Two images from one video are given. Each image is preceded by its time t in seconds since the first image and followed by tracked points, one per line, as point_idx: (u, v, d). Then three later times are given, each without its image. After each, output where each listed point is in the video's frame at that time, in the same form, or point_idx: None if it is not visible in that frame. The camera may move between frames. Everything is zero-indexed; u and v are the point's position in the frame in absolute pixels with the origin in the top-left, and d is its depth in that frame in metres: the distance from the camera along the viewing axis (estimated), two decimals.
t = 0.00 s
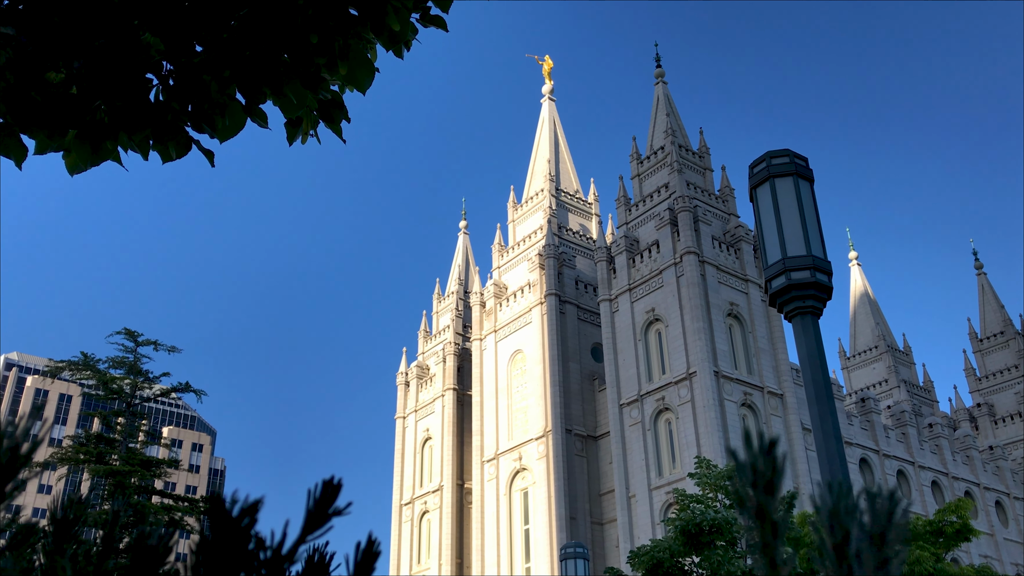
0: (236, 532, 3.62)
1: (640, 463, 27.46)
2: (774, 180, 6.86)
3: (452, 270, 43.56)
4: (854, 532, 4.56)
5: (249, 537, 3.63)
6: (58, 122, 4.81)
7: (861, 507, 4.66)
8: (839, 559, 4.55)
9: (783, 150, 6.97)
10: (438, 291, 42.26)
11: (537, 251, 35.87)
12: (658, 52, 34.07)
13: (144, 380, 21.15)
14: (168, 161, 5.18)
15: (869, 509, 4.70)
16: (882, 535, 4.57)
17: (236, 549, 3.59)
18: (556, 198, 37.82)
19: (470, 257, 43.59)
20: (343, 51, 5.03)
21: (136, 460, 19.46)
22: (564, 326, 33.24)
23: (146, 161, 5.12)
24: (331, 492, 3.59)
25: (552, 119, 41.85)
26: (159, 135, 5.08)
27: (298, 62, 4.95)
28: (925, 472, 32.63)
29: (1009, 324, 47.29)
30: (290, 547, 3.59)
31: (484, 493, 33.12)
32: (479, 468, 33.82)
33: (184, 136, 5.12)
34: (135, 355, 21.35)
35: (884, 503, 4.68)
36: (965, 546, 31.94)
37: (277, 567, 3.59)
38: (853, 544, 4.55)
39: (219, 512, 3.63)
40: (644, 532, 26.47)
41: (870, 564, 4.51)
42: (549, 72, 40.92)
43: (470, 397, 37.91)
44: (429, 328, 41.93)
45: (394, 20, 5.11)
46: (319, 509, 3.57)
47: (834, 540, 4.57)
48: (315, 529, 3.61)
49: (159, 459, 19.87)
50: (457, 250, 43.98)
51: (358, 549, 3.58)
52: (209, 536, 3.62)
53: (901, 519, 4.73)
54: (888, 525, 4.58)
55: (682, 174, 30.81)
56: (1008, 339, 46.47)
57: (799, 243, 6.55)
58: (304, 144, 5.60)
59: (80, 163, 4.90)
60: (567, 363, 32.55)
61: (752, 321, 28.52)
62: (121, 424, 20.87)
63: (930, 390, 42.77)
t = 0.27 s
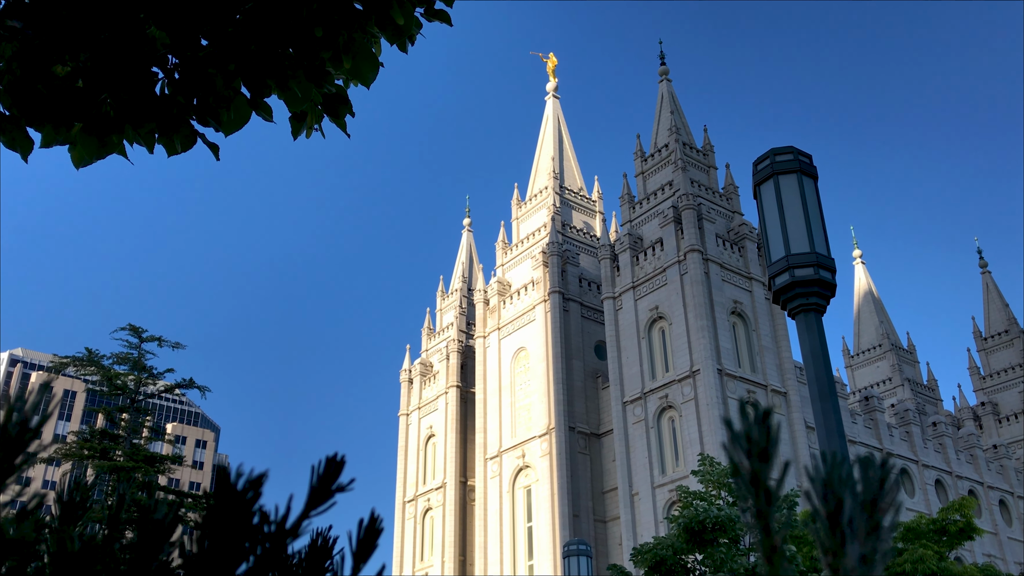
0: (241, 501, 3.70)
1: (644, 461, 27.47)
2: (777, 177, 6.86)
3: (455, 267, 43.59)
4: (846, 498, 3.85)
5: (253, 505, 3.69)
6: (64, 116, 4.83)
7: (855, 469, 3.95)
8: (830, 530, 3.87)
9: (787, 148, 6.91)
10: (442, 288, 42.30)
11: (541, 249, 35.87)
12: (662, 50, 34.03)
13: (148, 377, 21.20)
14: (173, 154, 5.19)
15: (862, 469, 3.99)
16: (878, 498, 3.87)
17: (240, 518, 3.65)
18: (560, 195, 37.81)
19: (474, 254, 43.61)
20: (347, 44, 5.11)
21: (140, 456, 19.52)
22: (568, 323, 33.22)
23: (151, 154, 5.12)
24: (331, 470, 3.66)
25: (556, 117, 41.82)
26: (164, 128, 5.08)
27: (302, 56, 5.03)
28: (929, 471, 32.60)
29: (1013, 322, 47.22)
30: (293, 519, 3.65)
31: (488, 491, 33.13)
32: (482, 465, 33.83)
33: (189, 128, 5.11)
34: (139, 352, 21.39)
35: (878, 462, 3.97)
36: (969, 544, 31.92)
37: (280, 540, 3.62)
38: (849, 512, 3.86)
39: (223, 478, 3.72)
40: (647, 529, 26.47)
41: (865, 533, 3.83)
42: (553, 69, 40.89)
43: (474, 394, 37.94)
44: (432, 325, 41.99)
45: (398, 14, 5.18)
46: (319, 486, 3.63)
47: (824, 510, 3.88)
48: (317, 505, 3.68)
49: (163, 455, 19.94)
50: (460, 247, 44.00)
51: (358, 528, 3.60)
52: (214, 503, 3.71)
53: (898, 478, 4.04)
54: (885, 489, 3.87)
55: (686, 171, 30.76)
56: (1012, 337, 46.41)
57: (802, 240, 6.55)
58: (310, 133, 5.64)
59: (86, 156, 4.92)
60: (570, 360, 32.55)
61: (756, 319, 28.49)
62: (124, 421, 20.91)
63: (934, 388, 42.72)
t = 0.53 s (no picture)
0: (252, 481, 3.07)
1: (646, 459, 27.46)
2: (780, 174, 6.90)
3: (458, 266, 43.64)
4: (844, 469, 3.37)
5: (265, 485, 3.10)
6: (69, 110, 4.86)
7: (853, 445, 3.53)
8: (828, 503, 3.34)
9: (790, 146, 6.96)
10: (444, 286, 42.35)
11: (544, 247, 35.88)
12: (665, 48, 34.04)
13: (151, 373, 21.23)
14: (178, 148, 5.21)
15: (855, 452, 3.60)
16: (875, 473, 3.46)
17: (250, 500, 3.06)
18: (562, 194, 37.82)
19: (477, 252, 43.66)
20: (352, 39, 5.09)
21: (142, 452, 19.53)
22: (570, 321, 33.25)
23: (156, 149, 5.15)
24: (342, 449, 3.10)
25: (559, 115, 41.84)
26: (169, 122, 5.08)
27: (307, 49, 5.00)
28: (931, 470, 32.59)
29: (1016, 322, 47.19)
30: (302, 499, 3.11)
31: (490, 489, 33.14)
32: (484, 463, 33.88)
33: (193, 123, 5.13)
34: (142, 348, 21.42)
35: (873, 441, 3.58)
36: (972, 544, 31.88)
37: (288, 522, 3.09)
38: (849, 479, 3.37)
39: (234, 460, 3.08)
40: (650, 528, 26.45)
41: (863, 506, 3.32)
42: (557, 68, 40.92)
43: (476, 392, 37.96)
44: (435, 323, 42.05)
45: (403, 9, 5.08)
46: (327, 466, 3.08)
47: (822, 481, 3.37)
48: (325, 485, 3.14)
49: (165, 451, 19.96)
50: (463, 245, 44.05)
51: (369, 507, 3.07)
52: (225, 486, 3.06)
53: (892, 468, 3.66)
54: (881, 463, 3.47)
55: (689, 170, 30.76)
56: (1015, 337, 46.37)
57: (805, 238, 6.54)
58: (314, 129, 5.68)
59: (90, 150, 4.93)
60: (573, 359, 32.56)
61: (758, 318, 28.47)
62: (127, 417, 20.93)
63: (937, 388, 42.70)
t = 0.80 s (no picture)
0: (261, 458, 2.90)
1: (647, 458, 27.47)
2: (782, 173, 6.89)
3: (460, 264, 43.68)
4: (845, 438, 3.00)
5: (273, 460, 2.93)
6: (74, 105, 4.85)
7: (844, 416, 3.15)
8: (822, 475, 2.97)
9: (792, 144, 6.99)
10: (446, 285, 42.40)
11: (545, 245, 35.86)
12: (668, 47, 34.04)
13: (153, 370, 21.28)
14: (181, 143, 5.20)
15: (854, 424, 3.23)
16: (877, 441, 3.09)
17: (258, 477, 2.88)
18: (564, 192, 37.81)
19: (479, 251, 43.70)
20: (355, 34, 5.02)
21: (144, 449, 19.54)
22: (572, 320, 33.25)
23: (160, 143, 5.13)
24: (351, 426, 3.01)
25: (562, 114, 41.84)
26: (173, 118, 5.08)
27: (310, 44, 5.04)
28: (933, 470, 32.58)
29: (1019, 321, 47.14)
30: (311, 476, 2.98)
31: (491, 487, 33.13)
32: (485, 462, 33.89)
33: (197, 118, 5.13)
34: (144, 346, 21.47)
35: (873, 412, 3.22)
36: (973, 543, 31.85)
37: (297, 498, 2.97)
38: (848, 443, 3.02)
39: (242, 435, 2.89)
40: (651, 527, 26.41)
41: (864, 476, 2.97)
42: (559, 66, 40.91)
43: (477, 391, 37.97)
44: (437, 322, 42.09)
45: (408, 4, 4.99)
46: (334, 443, 2.97)
47: (821, 451, 3.00)
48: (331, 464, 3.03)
49: (167, 448, 20.00)
50: (465, 244, 44.08)
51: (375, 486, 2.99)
52: (237, 462, 2.88)
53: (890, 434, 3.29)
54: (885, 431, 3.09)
55: (691, 169, 30.74)
56: (1018, 336, 46.32)
57: (807, 236, 6.53)
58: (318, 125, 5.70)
59: (95, 145, 4.96)
60: (574, 357, 32.55)
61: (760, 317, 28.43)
62: (129, 414, 20.95)
63: (939, 387, 42.69)
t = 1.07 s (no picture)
0: (268, 435, 2.65)
1: (648, 457, 27.48)
2: (784, 171, 6.90)
3: (461, 263, 43.72)
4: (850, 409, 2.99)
5: (281, 437, 2.69)
6: (77, 100, 4.87)
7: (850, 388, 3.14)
8: (828, 444, 2.96)
9: (795, 144, 7.05)
10: (447, 284, 42.44)
11: (547, 244, 35.84)
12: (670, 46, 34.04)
13: (155, 369, 21.30)
14: (185, 138, 5.21)
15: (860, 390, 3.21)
16: (880, 413, 3.08)
17: (266, 453, 2.65)
18: (566, 191, 37.81)
19: (480, 250, 43.73)
20: (359, 29, 5.10)
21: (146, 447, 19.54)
22: (573, 319, 33.26)
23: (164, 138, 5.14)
24: (358, 406, 2.76)
25: (563, 113, 41.86)
26: (177, 112, 5.10)
27: (313, 37, 5.04)
28: (934, 470, 32.57)
29: (1021, 321, 47.11)
30: (320, 451, 2.72)
31: (492, 486, 33.13)
32: (486, 460, 33.88)
33: (201, 113, 5.14)
34: (146, 344, 21.49)
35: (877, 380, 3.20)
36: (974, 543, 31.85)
37: (305, 476, 2.72)
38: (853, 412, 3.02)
39: (248, 414, 2.64)
40: (652, 526, 26.39)
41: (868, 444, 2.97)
42: (561, 65, 40.93)
43: (479, 390, 37.98)
44: (438, 321, 42.13)
45: None
46: (345, 422, 2.72)
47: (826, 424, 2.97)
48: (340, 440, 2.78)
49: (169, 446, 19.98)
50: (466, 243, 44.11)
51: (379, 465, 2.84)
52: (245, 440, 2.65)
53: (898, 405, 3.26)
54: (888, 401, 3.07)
55: (692, 168, 30.73)
56: (1019, 336, 46.29)
57: (809, 234, 6.53)
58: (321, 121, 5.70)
59: (98, 140, 4.96)
60: (575, 356, 32.54)
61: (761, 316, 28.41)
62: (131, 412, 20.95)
63: (940, 388, 42.69)
